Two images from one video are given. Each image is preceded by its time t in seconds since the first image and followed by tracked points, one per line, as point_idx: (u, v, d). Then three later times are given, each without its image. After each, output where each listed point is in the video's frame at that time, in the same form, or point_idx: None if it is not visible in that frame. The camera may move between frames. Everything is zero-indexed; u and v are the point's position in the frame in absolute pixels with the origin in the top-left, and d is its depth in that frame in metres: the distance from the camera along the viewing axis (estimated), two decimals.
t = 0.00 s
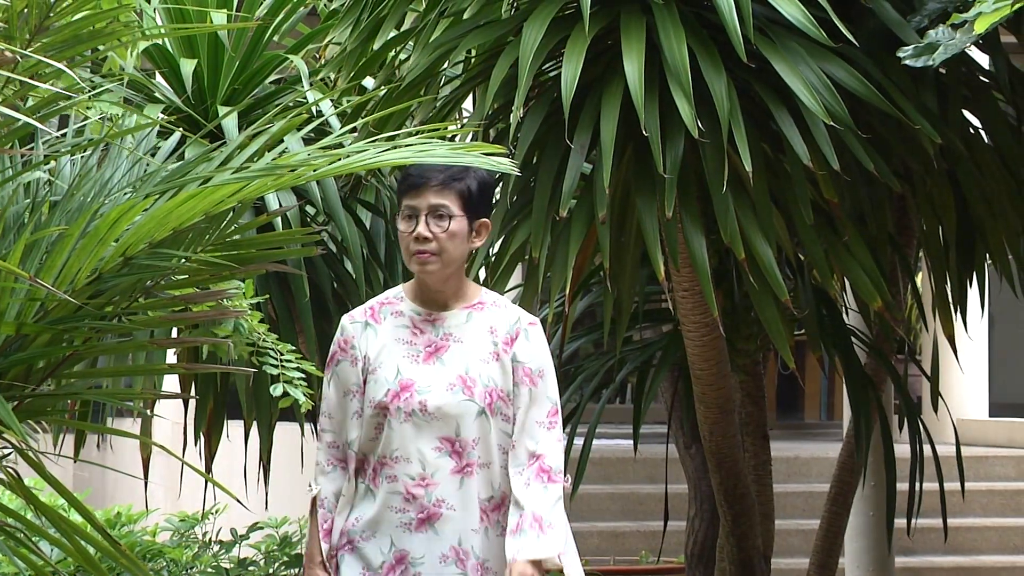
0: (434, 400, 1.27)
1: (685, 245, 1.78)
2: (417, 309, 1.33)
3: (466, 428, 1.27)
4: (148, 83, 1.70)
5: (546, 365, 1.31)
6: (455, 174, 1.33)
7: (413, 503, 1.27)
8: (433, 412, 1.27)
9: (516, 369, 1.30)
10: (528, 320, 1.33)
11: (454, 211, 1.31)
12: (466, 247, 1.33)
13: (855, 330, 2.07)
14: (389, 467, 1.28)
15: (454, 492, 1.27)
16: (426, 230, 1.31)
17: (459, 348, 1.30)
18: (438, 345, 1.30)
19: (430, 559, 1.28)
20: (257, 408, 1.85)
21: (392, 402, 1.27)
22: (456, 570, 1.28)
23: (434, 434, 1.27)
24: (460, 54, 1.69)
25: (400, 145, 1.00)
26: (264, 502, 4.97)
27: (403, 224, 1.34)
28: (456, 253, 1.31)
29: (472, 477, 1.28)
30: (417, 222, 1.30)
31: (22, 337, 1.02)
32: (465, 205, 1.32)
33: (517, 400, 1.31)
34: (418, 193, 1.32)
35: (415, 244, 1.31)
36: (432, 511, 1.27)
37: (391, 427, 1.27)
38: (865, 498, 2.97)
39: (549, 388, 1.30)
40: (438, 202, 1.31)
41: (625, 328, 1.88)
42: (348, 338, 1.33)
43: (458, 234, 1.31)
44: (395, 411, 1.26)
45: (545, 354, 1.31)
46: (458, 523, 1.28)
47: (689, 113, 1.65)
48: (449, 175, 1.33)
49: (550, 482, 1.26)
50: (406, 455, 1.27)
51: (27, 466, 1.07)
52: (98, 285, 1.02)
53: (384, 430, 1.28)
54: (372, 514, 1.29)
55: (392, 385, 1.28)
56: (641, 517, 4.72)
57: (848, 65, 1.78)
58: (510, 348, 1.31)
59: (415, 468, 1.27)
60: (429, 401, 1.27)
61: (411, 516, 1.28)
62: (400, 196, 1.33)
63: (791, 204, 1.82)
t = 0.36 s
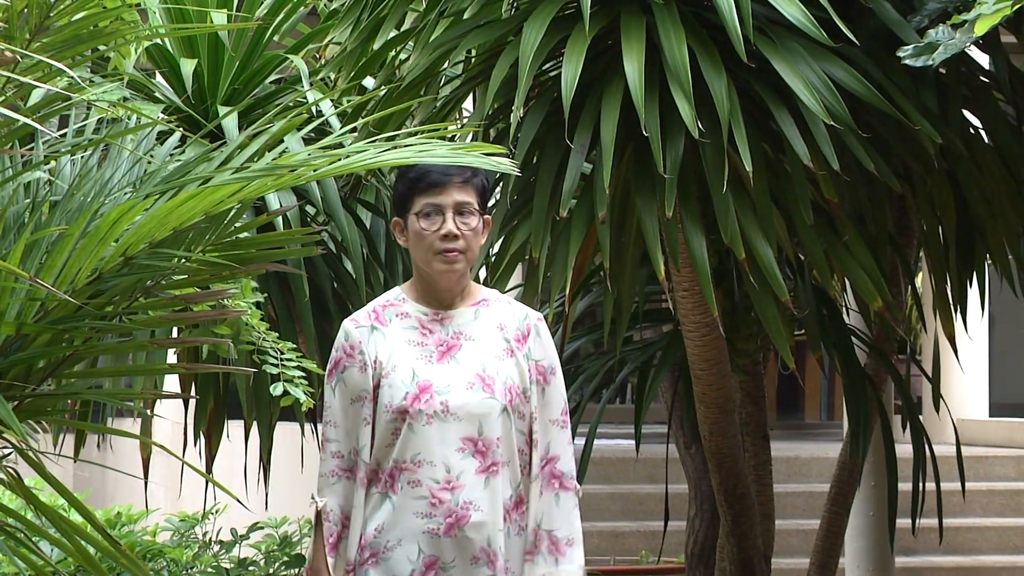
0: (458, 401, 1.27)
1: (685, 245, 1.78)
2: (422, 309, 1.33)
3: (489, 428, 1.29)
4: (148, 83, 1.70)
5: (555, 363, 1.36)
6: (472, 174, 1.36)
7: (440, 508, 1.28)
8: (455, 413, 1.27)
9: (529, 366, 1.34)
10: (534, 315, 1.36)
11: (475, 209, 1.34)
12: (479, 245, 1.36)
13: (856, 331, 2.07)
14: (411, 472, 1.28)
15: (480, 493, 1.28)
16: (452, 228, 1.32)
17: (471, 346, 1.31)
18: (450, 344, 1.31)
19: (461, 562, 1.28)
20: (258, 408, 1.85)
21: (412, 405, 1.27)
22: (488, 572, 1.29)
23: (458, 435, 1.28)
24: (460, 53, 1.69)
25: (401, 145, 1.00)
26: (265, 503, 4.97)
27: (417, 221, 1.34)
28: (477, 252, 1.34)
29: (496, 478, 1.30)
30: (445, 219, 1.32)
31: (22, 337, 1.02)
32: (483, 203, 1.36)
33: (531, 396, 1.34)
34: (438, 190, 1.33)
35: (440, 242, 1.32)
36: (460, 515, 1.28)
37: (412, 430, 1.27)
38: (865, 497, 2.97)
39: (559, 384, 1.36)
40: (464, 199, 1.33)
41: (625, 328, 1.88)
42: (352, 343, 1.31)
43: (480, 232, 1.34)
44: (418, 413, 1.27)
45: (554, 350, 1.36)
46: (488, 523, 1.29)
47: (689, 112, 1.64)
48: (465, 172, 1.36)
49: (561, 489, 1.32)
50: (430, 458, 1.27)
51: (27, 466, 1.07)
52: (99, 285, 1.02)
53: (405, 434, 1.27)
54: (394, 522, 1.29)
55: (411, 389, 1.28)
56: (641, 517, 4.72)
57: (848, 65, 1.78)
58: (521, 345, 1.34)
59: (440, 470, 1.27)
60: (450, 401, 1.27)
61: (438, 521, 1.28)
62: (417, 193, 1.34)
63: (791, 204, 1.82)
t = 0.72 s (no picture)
0: (465, 393, 1.31)
1: (687, 246, 1.81)
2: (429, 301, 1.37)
3: (495, 421, 1.32)
4: (159, 87, 1.73)
5: (567, 355, 1.39)
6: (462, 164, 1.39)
7: (445, 501, 1.31)
8: (461, 404, 1.31)
9: (538, 358, 1.38)
10: (544, 308, 1.40)
11: (464, 198, 1.36)
12: (476, 235, 1.38)
13: (854, 329, 2.11)
14: (417, 464, 1.31)
15: (486, 485, 1.32)
16: (437, 218, 1.36)
17: (478, 338, 1.35)
18: (457, 337, 1.35)
19: (464, 556, 1.31)
20: (268, 406, 1.89)
21: (419, 396, 1.31)
22: (491, 566, 1.31)
23: (464, 427, 1.31)
24: (466, 58, 1.72)
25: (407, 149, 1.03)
26: (273, 498, 5.03)
27: (411, 214, 1.39)
28: (466, 241, 1.36)
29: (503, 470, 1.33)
30: (427, 209, 1.35)
31: (36, 335, 1.05)
32: (474, 192, 1.38)
33: (538, 387, 1.38)
34: (425, 182, 1.37)
35: (425, 232, 1.35)
36: (465, 507, 1.31)
37: (419, 422, 1.31)
38: (864, 493, 3.00)
39: (570, 377, 1.39)
40: (448, 188, 1.36)
41: (628, 327, 1.92)
42: (360, 334, 1.35)
43: (468, 221, 1.36)
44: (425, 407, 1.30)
45: (565, 343, 1.39)
46: (491, 516, 1.32)
47: (691, 116, 1.67)
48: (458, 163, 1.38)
49: (577, 475, 1.37)
50: (435, 450, 1.31)
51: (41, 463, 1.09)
52: (111, 285, 1.05)
53: (412, 426, 1.31)
54: (400, 513, 1.32)
55: (418, 380, 1.31)
56: (644, 513, 4.75)
57: (847, 69, 1.82)
58: (530, 337, 1.38)
59: (445, 463, 1.31)
60: (457, 392, 1.31)
61: (443, 514, 1.31)
62: (407, 187, 1.39)
63: (791, 205, 1.85)
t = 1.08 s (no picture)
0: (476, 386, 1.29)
1: (689, 246, 1.87)
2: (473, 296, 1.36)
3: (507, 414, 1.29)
4: (179, 93, 1.79)
5: (594, 350, 1.30)
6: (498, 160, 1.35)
7: (455, 490, 1.30)
8: (475, 398, 1.29)
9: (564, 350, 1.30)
10: (582, 304, 1.34)
11: (494, 199, 1.33)
12: (512, 234, 1.34)
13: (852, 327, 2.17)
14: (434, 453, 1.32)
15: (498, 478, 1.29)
16: (468, 220, 1.33)
17: (508, 334, 1.32)
18: (488, 333, 1.32)
19: (469, 546, 1.30)
20: (284, 401, 1.95)
21: (436, 386, 1.31)
22: (497, 558, 1.30)
23: (476, 420, 1.29)
24: (475, 65, 1.78)
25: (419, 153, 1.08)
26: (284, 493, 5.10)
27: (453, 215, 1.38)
28: (499, 242, 1.33)
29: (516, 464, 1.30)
30: (457, 214, 1.33)
31: (60, 333, 1.11)
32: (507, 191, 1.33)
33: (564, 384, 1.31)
34: (460, 184, 1.35)
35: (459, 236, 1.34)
36: (473, 498, 1.30)
37: (435, 412, 1.31)
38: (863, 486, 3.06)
39: (592, 370, 1.28)
40: (476, 190, 1.33)
41: (633, 325, 1.98)
42: (403, 325, 1.37)
43: (500, 221, 1.33)
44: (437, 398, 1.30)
45: (593, 337, 1.30)
46: (499, 506, 1.30)
47: (692, 120, 1.73)
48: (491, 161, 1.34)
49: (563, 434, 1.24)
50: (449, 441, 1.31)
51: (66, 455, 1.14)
52: (132, 284, 1.11)
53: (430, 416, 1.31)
54: (418, 504, 1.32)
55: (438, 370, 1.31)
56: (648, 505, 4.81)
57: (845, 76, 1.88)
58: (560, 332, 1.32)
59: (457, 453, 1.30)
60: (472, 385, 1.29)
61: (454, 502, 1.31)
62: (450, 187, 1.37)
63: (791, 207, 1.91)
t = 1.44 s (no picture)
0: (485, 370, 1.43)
1: (692, 247, 1.94)
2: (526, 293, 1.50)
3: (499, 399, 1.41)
4: (199, 99, 1.86)
5: (560, 330, 1.37)
6: (543, 166, 1.41)
7: (461, 473, 1.43)
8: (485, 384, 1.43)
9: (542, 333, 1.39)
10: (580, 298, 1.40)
11: (537, 207, 1.40)
12: (557, 238, 1.42)
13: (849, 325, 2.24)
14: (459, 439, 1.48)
15: (492, 460, 1.41)
16: (516, 225, 1.42)
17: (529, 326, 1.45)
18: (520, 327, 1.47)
19: (471, 525, 1.41)
20: (301, 397, 2.02)
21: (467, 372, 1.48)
22: (488, 538, 1.39)
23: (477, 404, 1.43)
24: (485, 73, 1.85)
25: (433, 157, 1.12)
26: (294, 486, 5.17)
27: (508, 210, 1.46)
28: (543, 247, 1.42)
29: (505, 446, 1.41)
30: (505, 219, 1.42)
31: (84, 331, 1.13)
32: (550, 200, 1.40)
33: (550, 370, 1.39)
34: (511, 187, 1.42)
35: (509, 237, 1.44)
36: (473, 480, 1.42)
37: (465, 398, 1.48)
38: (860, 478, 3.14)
39: (544, 350, 1.36)
40: (521, 199, 1.41)
41: (637, 324, 2.05)
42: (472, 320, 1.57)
43: (542, 229, 1.41)
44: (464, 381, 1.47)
45: (566, 325, 1.37)
46: (493, 487, 1.41)
47: (695, 126, 1.80)
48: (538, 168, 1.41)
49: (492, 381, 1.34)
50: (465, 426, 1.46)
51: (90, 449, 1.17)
52: (155, 284, 1.13)
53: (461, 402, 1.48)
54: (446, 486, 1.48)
55: (472, 357, 1.49)
56: (653, 496, 4.88)
57: (842, 82, 1.94)
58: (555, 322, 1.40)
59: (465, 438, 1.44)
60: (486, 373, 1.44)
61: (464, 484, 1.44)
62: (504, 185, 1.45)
63: (790, 209, 1.97)
